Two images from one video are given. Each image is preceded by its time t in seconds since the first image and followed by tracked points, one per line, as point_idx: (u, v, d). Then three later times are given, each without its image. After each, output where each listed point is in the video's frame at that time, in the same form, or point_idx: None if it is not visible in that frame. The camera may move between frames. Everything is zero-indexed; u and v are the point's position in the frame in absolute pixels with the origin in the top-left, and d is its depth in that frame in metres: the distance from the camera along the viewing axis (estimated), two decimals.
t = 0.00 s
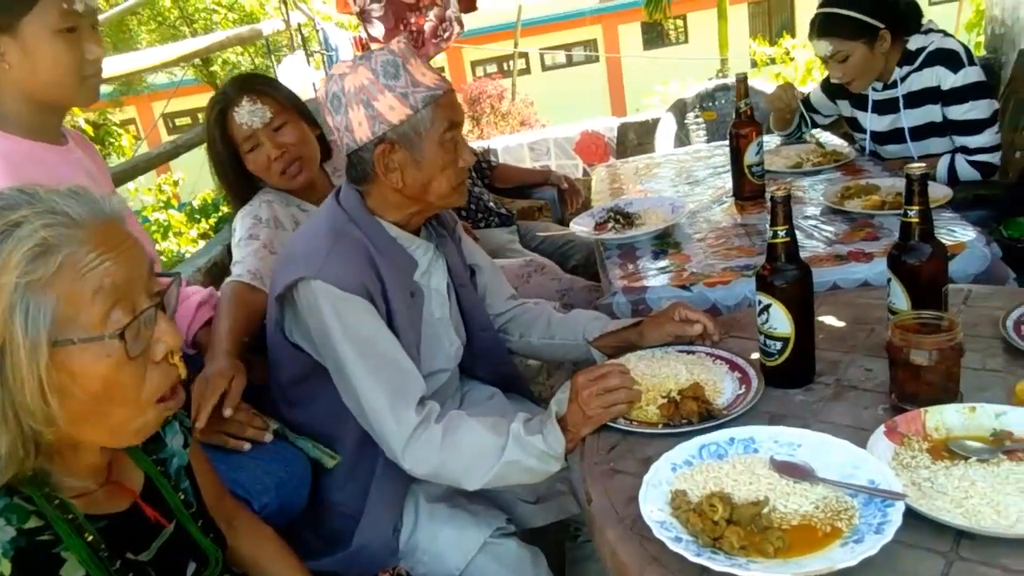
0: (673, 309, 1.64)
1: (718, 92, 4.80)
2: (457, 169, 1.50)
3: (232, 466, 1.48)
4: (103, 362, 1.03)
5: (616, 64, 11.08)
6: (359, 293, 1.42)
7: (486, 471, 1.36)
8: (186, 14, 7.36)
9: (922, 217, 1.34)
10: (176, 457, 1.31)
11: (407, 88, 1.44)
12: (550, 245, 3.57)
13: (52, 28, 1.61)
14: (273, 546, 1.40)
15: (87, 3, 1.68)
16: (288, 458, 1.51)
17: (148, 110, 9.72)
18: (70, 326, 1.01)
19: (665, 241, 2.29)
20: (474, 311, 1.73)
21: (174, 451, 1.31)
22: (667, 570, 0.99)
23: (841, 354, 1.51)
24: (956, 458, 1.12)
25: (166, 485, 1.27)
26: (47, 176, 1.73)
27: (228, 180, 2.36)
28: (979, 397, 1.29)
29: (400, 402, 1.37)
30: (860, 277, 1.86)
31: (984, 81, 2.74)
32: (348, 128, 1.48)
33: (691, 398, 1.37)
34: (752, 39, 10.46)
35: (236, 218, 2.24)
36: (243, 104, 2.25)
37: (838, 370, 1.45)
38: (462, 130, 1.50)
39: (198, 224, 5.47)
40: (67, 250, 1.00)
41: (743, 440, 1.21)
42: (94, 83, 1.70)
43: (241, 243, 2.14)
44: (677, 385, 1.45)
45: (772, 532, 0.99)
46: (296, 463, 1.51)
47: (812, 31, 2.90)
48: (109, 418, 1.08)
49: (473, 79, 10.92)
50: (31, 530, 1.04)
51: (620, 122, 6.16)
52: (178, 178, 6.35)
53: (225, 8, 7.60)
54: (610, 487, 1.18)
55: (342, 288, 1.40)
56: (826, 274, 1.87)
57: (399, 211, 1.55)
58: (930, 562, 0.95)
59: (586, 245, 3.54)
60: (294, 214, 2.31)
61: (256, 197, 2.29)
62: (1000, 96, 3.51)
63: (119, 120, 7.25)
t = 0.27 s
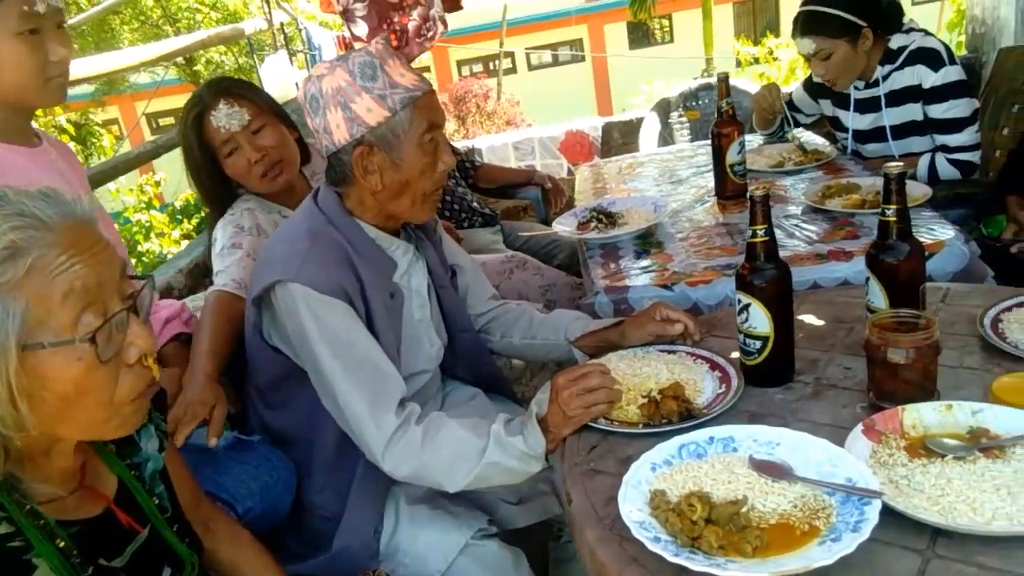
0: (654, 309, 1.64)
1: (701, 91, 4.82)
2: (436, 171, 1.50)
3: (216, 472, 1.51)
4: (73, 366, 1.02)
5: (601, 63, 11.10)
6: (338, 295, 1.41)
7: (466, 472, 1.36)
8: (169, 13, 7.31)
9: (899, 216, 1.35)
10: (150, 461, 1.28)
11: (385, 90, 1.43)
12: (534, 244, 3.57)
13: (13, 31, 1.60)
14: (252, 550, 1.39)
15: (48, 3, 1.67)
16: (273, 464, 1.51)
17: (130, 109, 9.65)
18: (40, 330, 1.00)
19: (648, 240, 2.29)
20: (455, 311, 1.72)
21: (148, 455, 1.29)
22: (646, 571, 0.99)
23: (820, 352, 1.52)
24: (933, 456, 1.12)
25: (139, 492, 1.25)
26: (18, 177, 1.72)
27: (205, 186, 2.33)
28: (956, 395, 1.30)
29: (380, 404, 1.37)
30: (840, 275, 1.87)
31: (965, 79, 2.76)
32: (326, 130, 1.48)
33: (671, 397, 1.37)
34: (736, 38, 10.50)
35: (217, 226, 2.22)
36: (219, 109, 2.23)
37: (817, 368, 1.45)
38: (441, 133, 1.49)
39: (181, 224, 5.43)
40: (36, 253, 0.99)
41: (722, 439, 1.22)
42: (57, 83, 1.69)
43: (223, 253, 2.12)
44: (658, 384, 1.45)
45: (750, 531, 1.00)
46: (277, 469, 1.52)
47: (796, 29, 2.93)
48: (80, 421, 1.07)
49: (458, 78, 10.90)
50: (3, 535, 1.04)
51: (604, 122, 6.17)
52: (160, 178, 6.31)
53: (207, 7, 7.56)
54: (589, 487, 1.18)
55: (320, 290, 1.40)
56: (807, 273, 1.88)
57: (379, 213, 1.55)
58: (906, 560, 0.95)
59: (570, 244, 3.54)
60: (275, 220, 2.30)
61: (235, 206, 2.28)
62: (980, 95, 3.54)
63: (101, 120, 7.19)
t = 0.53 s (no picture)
0: (641, 310, 1.64)
1: (689, 92, 4.84)
2: (419, 175, 1.50)
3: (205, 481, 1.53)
4: (66, 373, 1.02)
5: (591, 63, 11.11)
6: (323, 299, 1.40)
7: (454, 475, 1.35)
8: (156, 17, 7.27)
9: (883, 215, 1.35)
10: (132, 470, 1.28)
11: (367, 95, 1.43)
12: (523, 246, 3.58)
13: None
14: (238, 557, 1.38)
15: (13, 9, 1.62)
16: (258, 471, 1.51)
17: (119, 113, 9.62)
18: (32, 337, 0.99)
19: (635, 241, 2.30)
20: (443, 313, 1.72)
21: (131, 463, 1.28)
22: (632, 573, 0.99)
23: (807, 352, 1.52)
24: (918, 454, 1.13)
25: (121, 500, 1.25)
26: None
27: (188, 194, 2.32)
28: (941, 393, 1.31)
29: (366, 408, 1.36)
30: (826, 275, 1.88)
31: (950, 77, 2.75)
32: (309, 135, 1.48)
33: (658, 398, 1.37)
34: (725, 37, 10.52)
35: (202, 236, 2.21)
36: (199, 117, 2.22)
37: (804, 368, 1.46)
38: (424, 137, 1.48)
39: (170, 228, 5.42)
40: (28, 260, 0.99)
41: (709, 440, 1.22)
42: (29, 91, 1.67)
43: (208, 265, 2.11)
44: (645, 386, 1.45)
45: (736, 532, 1.00)
46: (266, 474, 1.51)
47: (783, 27, 2.94)
48: (70, 429, 1.06)
49: (448, 80, 10.90)
50: None
51: (593, 123, 6.18)
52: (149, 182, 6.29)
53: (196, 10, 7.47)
54: (576, 490, 1.18)
55: (305, 294, 1.39)
56: (793, 273, 1.88)
57: (363, 216, 1.55)
58: (891, 559, 0.96)
59: (560, 245, 3.55)
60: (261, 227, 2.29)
61: (219, 214, 2.27)
62: (966, 93, 3.55)
63: (88, 124, 7.17)
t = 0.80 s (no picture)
0: (627, 312, 1.64)
1: (676, 94, 4.83)
2: (404, 179, 1.49)
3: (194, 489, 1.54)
4: (90, 370, 1.13)
5: (580, 66, 11.12)
6: (306, 304, 1.40)
7: (439, 479, 1.35)
8: (143, 19, 7.22)
9: (866, 217, 1.36)
10: (106, 476, 1.27)
11: (351, 98, 1.43)
12: (511, 248, 3.58)
13: None
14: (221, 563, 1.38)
15: None
16: (247, 477, 1.50)
17: (105, 116, 9.56)
18: (67, 339, 1.09)
19: (622, 243, 2.30)
20: (428, 316, 1.72)
21: (104, 470, 1.27)
22: None
23: (791, 354, 1.53)
24: (901, 455, 1.13)
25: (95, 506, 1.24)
26: None
27: (169, 196, 2.31)
28: (925, 394, 1.32)
29: (351, 412, 1.36)
30: (811, 276, 1.89)
31: (936, 79, 2.77)
32: (292, 137, 1.47)
33: (643, 401, 1.37)
34: (713, 40, 10.55)
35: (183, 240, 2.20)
36: (181, 122, 2.20)
37: (788, 370, 1.46)
38: (408, 140, 1.48)
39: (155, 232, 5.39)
40: (67, 268, 1.09)
41: (693, 442, 1.22)
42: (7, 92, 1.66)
43: (191, 269, 2.10)
44: (630, 388, 1.45)
45: (719, 534, 1.00)
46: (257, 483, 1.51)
47: (773, 24, 2.96)
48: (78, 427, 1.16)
49: (436, 82, 10.90)
50: None
51: (580, 125, 6.18)
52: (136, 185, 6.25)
53: (182, 11, 7.40)
54: (562, 493, 1.18)
55: (288, 298, 1.38)
56: (778, 274, 1.89)
57: (347, 219, 1.54)
58: (874, 560, 0.96)
59: (547, 248, 3.55)
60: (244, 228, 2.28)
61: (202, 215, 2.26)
62: (949, 95, 3.58)
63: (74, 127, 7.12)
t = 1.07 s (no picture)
0: (612, 315, 1.64)
1: (662, 96, 4.83)
2: (390, 180, 1.49)
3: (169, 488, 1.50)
4: (78, 368, 1.13)
5: (568, 68, 11.14)
6: (290, 309, 1.39)
7: (425, 484, 1.34)
8: (130, 22, 7.19)
9: (848, 219, 1.37)
10: (83, 482, 1.26)
11: (336, 100, 1.42)
12: (498, 250, 3.58)
13: None
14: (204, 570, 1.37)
15: None
16: (232, 479, 1.49)
17: (91, 119, 9.51)
18: (61, 338, 1.10)
19: (608, 246, 2.30)
20: (414, 320, 1.72)
21: (80, 476, 1.26)
22: None
23: (776, 355, 1.53)
24: (884, 456, 1.14)
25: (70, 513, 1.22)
26: None
27: (163, 193, 2.30)
28: (907, 395, 1.32)
29: (335, 418, 1.35)
30: (795, 278, 1.90)
31: (924, 72, 2.81)
32: (276, 142, 1.46)
33: (629, 403, 1.37)
34: (701, 41, 10.58)
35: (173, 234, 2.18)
36: (180, 117, 2.20)
37: (773, 372, 1.47)
38: (394, 142, 1.48)
39: (142, 236, 5.37)
40: (60, 266, 1.10)
41: (677, 445, 1.22)
42: None
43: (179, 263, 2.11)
44: (616, 391, 1.46)
45: (702, 537, 1.00)
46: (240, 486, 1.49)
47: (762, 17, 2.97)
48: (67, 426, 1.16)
49: (424, 85, 10.89)
50: None
51: (568, 127, 6.19)
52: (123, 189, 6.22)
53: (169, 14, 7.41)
54: (546, 497, 1.18)
55: (272, 304, 1.38)
56: (763, 276, 1.90)
57: (333, 223, 1.54)
58: (857, 561, 0.96)
59: (535, 250, 3.55)
60: (235, 224, 2.27)
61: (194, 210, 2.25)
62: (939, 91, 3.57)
63: (61, 130, 7.08)
